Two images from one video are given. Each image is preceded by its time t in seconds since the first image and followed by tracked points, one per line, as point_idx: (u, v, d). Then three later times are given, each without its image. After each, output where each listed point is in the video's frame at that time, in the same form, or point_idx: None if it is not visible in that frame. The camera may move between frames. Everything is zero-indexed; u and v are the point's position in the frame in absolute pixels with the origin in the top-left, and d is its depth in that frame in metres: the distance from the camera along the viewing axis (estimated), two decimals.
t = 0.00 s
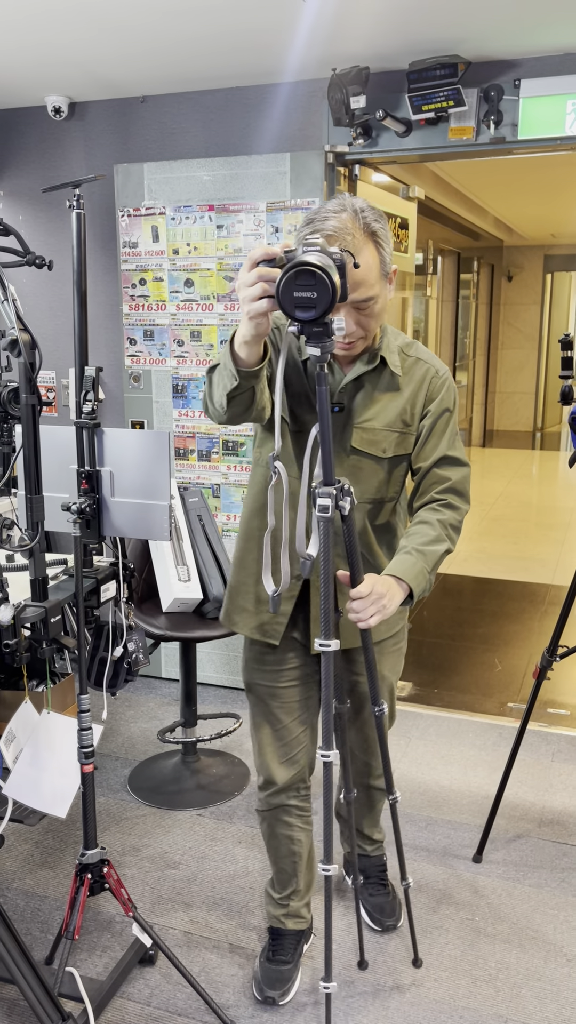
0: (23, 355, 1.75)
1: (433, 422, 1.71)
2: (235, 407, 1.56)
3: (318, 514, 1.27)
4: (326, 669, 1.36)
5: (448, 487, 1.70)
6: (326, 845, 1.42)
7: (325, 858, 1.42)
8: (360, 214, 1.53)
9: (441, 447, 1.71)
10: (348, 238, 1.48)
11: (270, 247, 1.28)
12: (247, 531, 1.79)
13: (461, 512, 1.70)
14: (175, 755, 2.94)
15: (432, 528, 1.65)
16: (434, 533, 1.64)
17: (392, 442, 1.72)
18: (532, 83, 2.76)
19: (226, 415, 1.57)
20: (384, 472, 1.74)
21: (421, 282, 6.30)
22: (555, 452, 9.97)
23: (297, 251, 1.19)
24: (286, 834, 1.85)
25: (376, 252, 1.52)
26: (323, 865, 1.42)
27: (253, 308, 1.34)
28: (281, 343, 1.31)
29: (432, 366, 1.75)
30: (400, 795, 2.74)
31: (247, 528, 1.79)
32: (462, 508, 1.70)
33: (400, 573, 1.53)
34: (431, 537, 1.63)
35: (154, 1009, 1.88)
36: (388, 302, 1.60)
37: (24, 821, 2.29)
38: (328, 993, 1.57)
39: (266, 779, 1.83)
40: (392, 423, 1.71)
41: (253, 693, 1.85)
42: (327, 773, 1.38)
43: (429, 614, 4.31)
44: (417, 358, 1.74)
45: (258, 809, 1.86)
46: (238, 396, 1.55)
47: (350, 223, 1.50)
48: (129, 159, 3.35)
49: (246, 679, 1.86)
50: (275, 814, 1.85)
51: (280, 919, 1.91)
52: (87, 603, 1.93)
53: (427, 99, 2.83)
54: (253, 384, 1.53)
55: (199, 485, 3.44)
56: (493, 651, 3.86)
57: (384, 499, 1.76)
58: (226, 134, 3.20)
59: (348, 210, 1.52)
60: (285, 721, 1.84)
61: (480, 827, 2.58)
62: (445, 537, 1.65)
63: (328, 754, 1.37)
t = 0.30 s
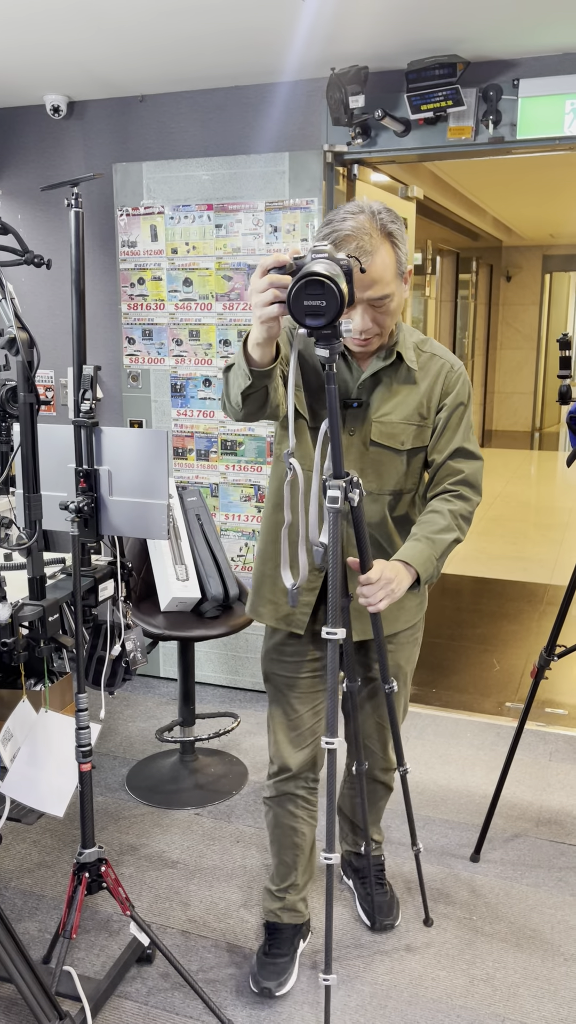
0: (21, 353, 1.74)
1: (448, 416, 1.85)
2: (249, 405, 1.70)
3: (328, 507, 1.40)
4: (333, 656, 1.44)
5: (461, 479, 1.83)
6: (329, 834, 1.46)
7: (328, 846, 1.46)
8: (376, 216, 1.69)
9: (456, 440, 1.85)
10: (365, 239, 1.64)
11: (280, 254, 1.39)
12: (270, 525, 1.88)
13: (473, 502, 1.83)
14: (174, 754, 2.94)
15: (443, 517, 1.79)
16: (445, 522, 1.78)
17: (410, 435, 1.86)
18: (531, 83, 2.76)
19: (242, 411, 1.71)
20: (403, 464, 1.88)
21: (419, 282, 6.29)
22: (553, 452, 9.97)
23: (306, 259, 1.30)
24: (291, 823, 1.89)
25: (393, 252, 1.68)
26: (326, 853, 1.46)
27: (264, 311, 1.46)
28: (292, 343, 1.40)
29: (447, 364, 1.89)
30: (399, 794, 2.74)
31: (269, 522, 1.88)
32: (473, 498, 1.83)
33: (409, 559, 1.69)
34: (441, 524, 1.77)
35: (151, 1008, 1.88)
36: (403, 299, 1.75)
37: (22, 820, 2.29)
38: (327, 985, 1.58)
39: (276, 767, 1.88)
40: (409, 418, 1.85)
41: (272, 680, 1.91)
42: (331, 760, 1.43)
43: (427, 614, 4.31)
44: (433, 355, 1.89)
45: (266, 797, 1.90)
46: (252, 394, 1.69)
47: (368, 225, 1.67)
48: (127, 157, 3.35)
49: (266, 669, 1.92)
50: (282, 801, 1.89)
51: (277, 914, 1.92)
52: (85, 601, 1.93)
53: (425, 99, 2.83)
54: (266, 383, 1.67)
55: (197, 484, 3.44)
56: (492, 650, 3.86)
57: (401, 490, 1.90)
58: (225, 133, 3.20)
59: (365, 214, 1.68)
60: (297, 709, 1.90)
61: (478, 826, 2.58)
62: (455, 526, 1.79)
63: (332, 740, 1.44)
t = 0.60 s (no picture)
0: (18, 352, 1.74)
1: (453, 412, 1.88)
2: (252, 404, 1.72)
3: (331, 502, 1.42)
4: (335, 648, 1.45)
5: (465, 474, 1.87)
6: (329, 825, 1.48)
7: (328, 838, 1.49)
8: (382, 217, 1.72)
9: (461, 437, 1.88)
10: (371, 240, 1.68)
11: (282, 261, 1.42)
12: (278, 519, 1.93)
13: (476, 497, 1.88)
14: (172, 753, 2.94)
15: (446, 511, 1.83)
16: (447, 516, 1.82)
17: (416, 431, 1.88)
18: (529, 82, 2.76)
19: (246, 408, 1.72)
20: (409, 460, 1.90)
21: (418, 281, 6.29)
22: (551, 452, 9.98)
23: (307, 265, 1.36)
24: (289, 807, 1.94)
25: (398, 253, 1.72)
26: (325, 845, 1.48)
27: (267, 316, 1.50)
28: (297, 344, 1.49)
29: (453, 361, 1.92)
30: (397, 793, 2.74)
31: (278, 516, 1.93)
32: (476, 494, 1.87)
33: (412, 550, 1.73)
34: (445, 520, 1.81)
35: (149, 1006, 1.88)
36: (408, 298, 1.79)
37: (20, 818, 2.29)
38: (326, 980, 1.59)
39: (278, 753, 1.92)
40: (416, 414, 1.88)
41: (275, 666, 1.97)
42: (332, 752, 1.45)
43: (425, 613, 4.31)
44: (438, 351, 1.91)
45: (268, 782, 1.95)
46: (255, 394, 1.71)
47: (374, 226, 1.70)
48: (125, 156, 3.35)
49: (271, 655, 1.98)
50: (281, 785, 1.94)
51: (276, 897, 1.98)
52: (82, 600, 1.93)
53: (424, 98, 2.83)
54: (270, 383, 1.68)
55: (196, 483, 3.44)
56: (489, 650, 3.86)
57: (407, 485, 1.93)
58: (223, 132, 3.19)
59: (371, 216, 1.72)
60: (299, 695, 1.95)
61: (475, 824, 2.58)
62: (458, 520, 1.83)
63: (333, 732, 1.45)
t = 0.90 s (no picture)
0: (15, 350, 1.74)
1: (440, 405, 1.93)
2: (253, 400, 1.80)
3: (333, 501, 1.42)
4: (335, 647, 1.45)
5: (454, 465, 1.92)
6: (328, 824, 1.48)
7: (327, 836, 1.49)
8: (375, 218, 1.77)
9: (448, 430, 1.94)
10: (364, 240, 1.73)
11: (290, 260, 1.48)
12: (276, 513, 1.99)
13: (466, 485, 1.93)
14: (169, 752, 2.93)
15: (440, 502, 1.88)
16: (441, 506, 1.87)
17: (404, 426, 1.94)
18: (526, 81, 2.76)
19: (243, 404, 1.80)
20: (397, 454, 1.96)
21: (416, 280, 6.29)
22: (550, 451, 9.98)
23: (315, 265, 1.38)
24: (294, 780, 2.11)
25: (390, 252, 1.76)
26: (325, 843, 1.48)
27: (275, 314, 1.56)
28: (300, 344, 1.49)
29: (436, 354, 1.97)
30: (394, 792, 2.74)
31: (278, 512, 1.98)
32: (466, 483, 1.92)
33: (412, 545, 1.77)
34: (439, 510, 1.86)
35: (146, 1004, 1.88)
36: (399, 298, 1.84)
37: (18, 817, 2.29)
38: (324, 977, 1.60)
39: (279, 735, 2.08)
40: (403, 409, 1.94)
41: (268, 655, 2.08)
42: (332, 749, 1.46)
43: (423, 612, 4.31)
44: (423, 347, 1.96)
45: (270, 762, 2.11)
46: (252, 390, 1.78)
47: (367, 226, 1.75)
48: (123, 154, 3.34)
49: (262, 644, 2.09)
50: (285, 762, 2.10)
51: (292, 850, 2.15)
52: (79, 599, 1.93)
53: (421, 96, 2.82)
54: (268, 380, 1.76)
55: (193, 482, 3.44)
56: (487, 648, 3.86)
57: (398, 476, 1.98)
58: (220, 130, 3.19)
59: (365, 215, 1.76)
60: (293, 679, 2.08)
61: (472, 823, 2.58)
62: (452, 510, 1.88)
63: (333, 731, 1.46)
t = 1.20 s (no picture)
0: (12, 349, 1.73)
1: (443, 404, 1.97)
2: (254, 395, 1.82)
3: (332, 499, 1.43)
4: (334, 645, 1.45)
5: (454, 460, 1.95)
6: (327, 821, 1.48)
7: (325, 833, 1.48)
8: (383, 220, 1.80)
9: (450, 427, 1.96)
10: (373, 240, 1.75)
11: (288, 260, 1.49)
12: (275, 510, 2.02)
13: (465, 479, 1.95)
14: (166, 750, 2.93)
15: (439, 496, 1.90)
16: (440, 500, 1.90)
17: (409, 424, 1.99)
18: (524, 79, 2.76)
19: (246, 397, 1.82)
20: (402, 451, 2.02)
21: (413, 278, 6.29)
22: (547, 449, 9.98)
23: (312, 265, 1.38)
24: (296, 769, 2.11)
25: (398, 254, 1.80)
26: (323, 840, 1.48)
27: (273, 313, 1.56)
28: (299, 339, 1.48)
29: (443, 354, 2.02)
30: (392, 790, 2.75)
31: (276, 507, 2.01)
32: (464, 476, 1.95)
33: (412, 542, 1.80)
34: (437, 506, 1.88)
35: (144, 1003, 1.88)
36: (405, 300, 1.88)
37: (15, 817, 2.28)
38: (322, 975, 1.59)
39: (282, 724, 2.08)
40: (409, 409, 1.99)
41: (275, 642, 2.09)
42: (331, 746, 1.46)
43: (421, 610, 4.32)
44: (430, 348, 2.00)
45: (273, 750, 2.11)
46: (256, 385, 1.80)
47: (375, 228, 1.78)
48: (120, 153, 3.34)
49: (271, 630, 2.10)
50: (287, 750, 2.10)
51: (290, 848, 2.16)
52: (77, 598, 1.93)
53: (419, 94, 2.82)
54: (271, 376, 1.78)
55: (190, 480, 3.44)
56: (485, 646, 3.87)
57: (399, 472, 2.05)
58: (218, 129, 3.19)
59: (373, 218, 1.79)
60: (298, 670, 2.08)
61: (470, 821, 2.59)
62: (451, 504, 1.91)
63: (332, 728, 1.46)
